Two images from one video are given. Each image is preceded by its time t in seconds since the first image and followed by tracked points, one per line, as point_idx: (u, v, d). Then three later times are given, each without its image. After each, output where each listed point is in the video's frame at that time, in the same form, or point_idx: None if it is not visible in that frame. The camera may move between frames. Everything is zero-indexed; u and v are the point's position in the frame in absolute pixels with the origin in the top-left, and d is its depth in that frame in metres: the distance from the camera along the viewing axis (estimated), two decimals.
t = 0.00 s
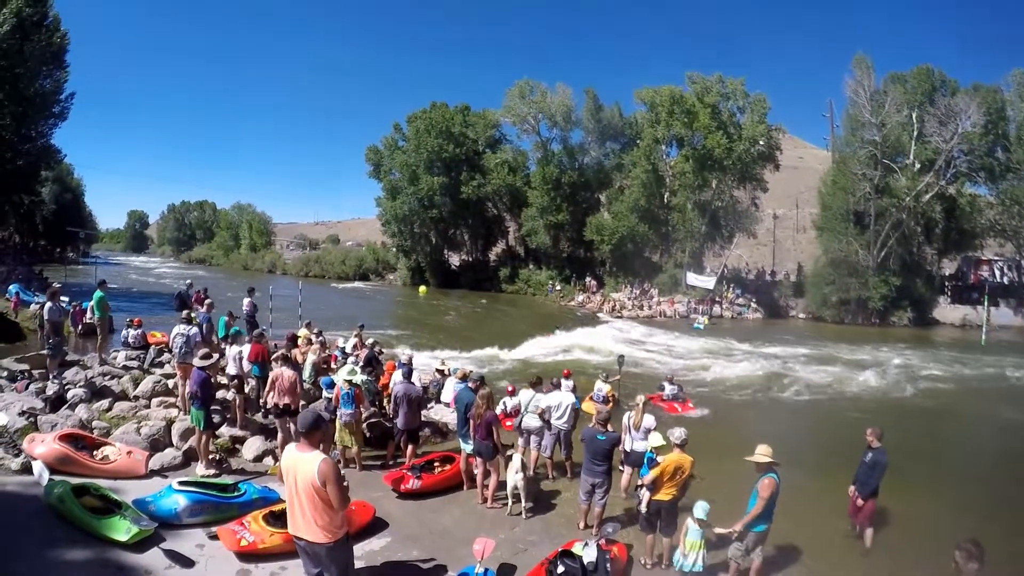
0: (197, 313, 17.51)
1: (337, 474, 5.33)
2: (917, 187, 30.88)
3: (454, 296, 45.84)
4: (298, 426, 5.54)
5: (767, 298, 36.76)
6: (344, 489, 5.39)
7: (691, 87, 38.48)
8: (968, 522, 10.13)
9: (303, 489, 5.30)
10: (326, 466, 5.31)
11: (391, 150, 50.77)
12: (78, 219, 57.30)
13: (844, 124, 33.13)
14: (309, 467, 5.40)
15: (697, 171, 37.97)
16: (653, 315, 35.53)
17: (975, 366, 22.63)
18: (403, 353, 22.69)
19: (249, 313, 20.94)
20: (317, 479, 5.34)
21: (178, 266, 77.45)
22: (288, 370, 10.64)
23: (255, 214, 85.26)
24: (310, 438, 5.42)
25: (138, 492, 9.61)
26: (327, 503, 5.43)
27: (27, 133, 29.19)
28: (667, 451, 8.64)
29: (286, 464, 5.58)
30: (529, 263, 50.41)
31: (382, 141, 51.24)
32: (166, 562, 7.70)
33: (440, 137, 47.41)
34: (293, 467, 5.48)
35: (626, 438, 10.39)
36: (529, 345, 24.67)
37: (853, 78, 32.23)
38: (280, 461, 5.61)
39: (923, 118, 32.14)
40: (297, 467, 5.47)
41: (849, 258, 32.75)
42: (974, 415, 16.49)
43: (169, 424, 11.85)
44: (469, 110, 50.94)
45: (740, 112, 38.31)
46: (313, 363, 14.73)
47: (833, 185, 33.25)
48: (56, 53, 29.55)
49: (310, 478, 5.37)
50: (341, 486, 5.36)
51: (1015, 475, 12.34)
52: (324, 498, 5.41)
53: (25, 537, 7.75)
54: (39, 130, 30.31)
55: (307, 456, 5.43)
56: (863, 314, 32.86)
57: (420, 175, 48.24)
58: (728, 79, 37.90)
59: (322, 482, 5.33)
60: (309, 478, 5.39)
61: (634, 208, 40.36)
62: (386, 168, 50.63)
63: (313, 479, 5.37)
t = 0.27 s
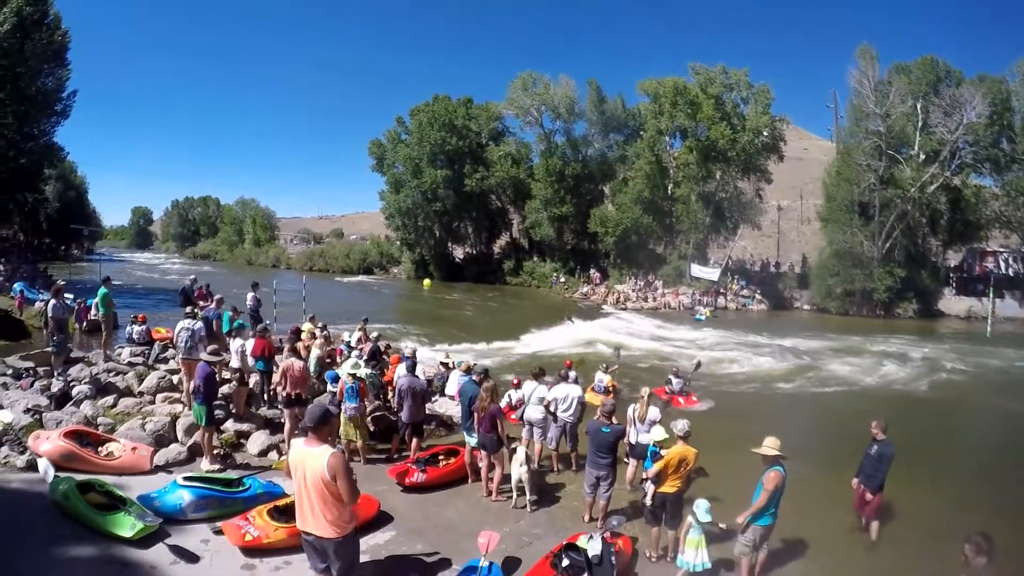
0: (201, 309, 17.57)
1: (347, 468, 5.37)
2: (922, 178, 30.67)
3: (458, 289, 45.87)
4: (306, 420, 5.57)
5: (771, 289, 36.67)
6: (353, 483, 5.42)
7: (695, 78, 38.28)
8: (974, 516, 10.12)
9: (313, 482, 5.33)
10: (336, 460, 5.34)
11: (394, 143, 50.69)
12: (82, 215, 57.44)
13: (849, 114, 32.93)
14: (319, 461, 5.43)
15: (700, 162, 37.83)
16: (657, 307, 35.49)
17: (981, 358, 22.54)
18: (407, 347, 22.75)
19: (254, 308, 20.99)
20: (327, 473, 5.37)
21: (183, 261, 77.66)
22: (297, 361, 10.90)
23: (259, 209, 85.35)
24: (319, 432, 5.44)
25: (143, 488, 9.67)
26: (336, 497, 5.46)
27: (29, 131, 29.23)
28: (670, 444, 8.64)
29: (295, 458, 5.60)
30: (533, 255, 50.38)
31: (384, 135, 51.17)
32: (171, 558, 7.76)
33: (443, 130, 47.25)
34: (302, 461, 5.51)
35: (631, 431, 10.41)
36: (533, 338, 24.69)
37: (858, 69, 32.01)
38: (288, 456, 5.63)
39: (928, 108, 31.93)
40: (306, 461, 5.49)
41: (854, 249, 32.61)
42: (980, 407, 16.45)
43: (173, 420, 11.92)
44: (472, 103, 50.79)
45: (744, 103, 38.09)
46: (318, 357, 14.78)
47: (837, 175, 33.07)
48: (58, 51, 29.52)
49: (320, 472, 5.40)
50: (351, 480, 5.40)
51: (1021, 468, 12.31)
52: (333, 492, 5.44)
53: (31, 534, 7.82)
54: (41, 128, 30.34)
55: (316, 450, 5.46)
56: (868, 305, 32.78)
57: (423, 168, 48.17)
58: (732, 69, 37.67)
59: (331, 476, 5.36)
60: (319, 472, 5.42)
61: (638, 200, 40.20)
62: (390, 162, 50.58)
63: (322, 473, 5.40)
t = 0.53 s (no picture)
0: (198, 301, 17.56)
1: (348, 462, 5.37)
2: (921, 173, 30.65)
3: (456, 281, 45.87)
4: (306, 414, 5.57)
5: (769, 283, 36.72)
6: (355, 476, 5.43)
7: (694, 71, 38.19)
8: (970, 512, 10.17)
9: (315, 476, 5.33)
10: (337, 453, 5.35)
11: (392, 135, 50.54)
12: (79, 207, 57.23)
13: (848, 108, 32.92)
14: (319, 454, 5.43)
15: (699, 156, 37.82)
16: (655, 300, 35.55)
17: (977, 354, 22.62)
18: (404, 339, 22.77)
19: (251, 300, 20.97)
20: (329, 467, 5.37)
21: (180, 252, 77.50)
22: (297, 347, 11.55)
23: (256, 201, 85.15)
24: (319, 426, 5.44)
25: (139, 481, 9.68)
26: (338, 490, 5.47)
27: (25, 123, 29.09)
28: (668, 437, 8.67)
29: (295, 452, 5.60)
30: (531, 248, 50.38)
31: (382, 126, 51.01)
32: (167, 551, 7.78)
33: (441, 121, 47.15)
34: (303, 455, 5.50)
35: (629, 424, 10.44)
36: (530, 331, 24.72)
37: (857, 63, 32.00)
38: (288, 450, 5.62)
39: (927, 103, 31.92)
40: (306, 455, 5.49)
41: (851, 243, 32.63)
42: (976, 403, 16.52)
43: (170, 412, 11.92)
44: (470, 95, 50.64)
45: (744, 96, 38.03)
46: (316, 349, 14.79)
47: (836, 170, 33.05)
48: (54, 43, 29.32)
49: (321, 465, 5.40)
50: (352, 473, 5.40)
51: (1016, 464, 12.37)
52: (334, 485, 5.45)
53: (28, 528, 7.83)
54: (38, 120, 30.19)
55: (317, 443, 5.46)
56: (865, 300, 32.89)
57: (421, 160, 48.06)
58: (731, 62, 37.57)
59: (333, 469, 5.37)
60: (320, 465, 5.42)
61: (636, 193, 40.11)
62: (388, 154, 50.47)
63: (324, 466, 5.41)
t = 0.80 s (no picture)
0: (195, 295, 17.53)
1: (348, 457, 5.36)
2: (919, 170, 30.62)
3: (454, 275, 45.84)
4: (306, 409, 5.54)
5: (766, 279, 36.76)
6: (355, 472, 5.42)
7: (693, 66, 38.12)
8: (966, 510, 10.22)
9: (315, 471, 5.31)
10: (337, 448, 5.33)
11: (390, 128, 50.40)
12: (76, 200, 57.02)
13: (847, 105, 32.93)
14: (319, 450, 5.42)
15: (697, 151, 37.81)
16: (652, 296, 35.57)
17: (973, 352, 22.68)
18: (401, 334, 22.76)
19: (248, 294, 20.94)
20: (328, 462, 5.36)
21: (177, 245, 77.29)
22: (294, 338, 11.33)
23: (253, 194, 84.90)
24: (319, 421, 5.42)
25: (135, 475, 9.67)
26: (338, 486, 5.45)
27: (22, 116, 28.98)
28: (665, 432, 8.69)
29: (295, 447, 5.59)
30: (529, 242, 50.35)
31: (380, 120, 50.87)
32: (163, 546, 7.77)
33: (439, 115, 47.05)
34: (303, 450, 5.49)
35: (626, 419, 10.46)
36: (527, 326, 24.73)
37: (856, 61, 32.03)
38: (289, 445, 5.61)
39: (926, 101, 31.95)
40: (306, 450, 5.48)
41: (849, 241, 32.65)
42: (972, 401, 16.58)
43: (167, 406, 11.91)
44: (469, 89, 50.50)
45: (742, 92, 37.98)
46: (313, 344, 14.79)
47: (834, 167, 33.01)
48: (51, 35, 29.15)
49: (320, 461, 5.39)
50: (352, 469, 5.39)
51: (1011, 462, 12.42)
52: (334, 481, 5.43)
53: (24, 522, 7.82)
54: (35, 113, 30.06)
55: (317, 439, 5.44)
56: (862, 297, 32.97)
57: (419, 153, 47.94)
58: (730, 58, 37.49)
59: (333, 464, 5.35)
60: (320, 460, 5.40)
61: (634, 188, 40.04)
62: (386, 147, 50.35)
63: (323, 462, 5.39)
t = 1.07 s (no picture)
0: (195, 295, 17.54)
1: (349, 459, 5.34)
2: (919, 171, 30.59)
3: (454, 276, 45.85)
4: (308, 410, 5.53)
5: (766, 280, 36.75)
6: (356, 474, 5.40)
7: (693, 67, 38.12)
8: (966, 511, 10.20)
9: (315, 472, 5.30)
10: (338, 450, 5.32)
11: (390, 129, 50.41)
12: (76, 201, 57.03)
13: (847, 106, 32.96)
14: (320, 451, 5.40)
15: (697, 152, 37.81)
16: (652, 296, 35.57)
17: (973, 352, 22.65)
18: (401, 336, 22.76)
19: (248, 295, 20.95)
20: (329, 464, 5.34)
21: (177, 246, 77.29)
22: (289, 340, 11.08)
23: (253, 195, 84.89)
24: (320, 422, 5.41)
25: (135, 477, 9.67)
26: (338, 487, 5.45)
27: (23, 117, 29.04)
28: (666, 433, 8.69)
29: (296, 447, 5.59)
30: (529, 243, 50.35)
31: (381, 121, 50.90)
32: (163, 547, 7.76)
33: (439, 116, 47.08)
34: (305, 451, 5.48)
35: (627, 420, 10.45)
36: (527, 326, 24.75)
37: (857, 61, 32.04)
38: (290, 446, 5.60)
39: (926, 102, 31.96)
40: (307, 451, 5.47)
41: (849, 241, 32.63)
42: (972, 402, 16.54)
43: (166, 408, 11.91)
44: (469, 90, 50.53)
45: (742, 93, 37.98)
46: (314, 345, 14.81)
47: (834, 167, 32.95)
48: (52, 37, 29.19)
49: (321, 462, 5.38)
50: (353, 471, 5.37)
51: (1011, 463, 12.39)
52: (334, 482, 5.43)
53: (23, 523, 7.81)
54: (35, 114, 30.10)
55: (318, 440, 5.44)
56: (862, 297, 32.96)
57: (419, 154, 47.95)
58: (730, 59, 37.48)
59: (333, 466, 5.34)
60: (321, 462, 5.39)
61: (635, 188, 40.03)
62: (386, 148, 50.39)
63: (324, 463, 5.38)
